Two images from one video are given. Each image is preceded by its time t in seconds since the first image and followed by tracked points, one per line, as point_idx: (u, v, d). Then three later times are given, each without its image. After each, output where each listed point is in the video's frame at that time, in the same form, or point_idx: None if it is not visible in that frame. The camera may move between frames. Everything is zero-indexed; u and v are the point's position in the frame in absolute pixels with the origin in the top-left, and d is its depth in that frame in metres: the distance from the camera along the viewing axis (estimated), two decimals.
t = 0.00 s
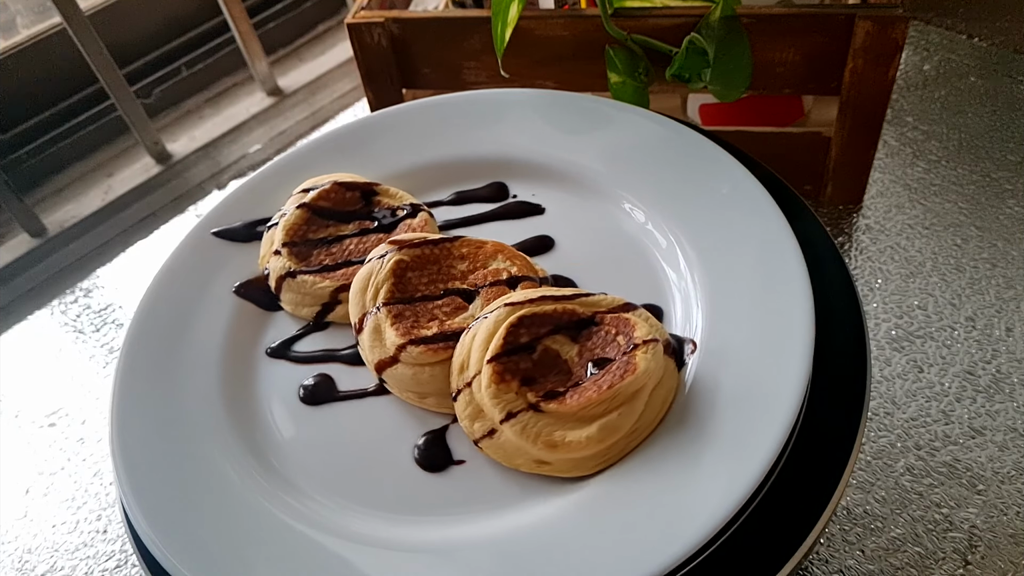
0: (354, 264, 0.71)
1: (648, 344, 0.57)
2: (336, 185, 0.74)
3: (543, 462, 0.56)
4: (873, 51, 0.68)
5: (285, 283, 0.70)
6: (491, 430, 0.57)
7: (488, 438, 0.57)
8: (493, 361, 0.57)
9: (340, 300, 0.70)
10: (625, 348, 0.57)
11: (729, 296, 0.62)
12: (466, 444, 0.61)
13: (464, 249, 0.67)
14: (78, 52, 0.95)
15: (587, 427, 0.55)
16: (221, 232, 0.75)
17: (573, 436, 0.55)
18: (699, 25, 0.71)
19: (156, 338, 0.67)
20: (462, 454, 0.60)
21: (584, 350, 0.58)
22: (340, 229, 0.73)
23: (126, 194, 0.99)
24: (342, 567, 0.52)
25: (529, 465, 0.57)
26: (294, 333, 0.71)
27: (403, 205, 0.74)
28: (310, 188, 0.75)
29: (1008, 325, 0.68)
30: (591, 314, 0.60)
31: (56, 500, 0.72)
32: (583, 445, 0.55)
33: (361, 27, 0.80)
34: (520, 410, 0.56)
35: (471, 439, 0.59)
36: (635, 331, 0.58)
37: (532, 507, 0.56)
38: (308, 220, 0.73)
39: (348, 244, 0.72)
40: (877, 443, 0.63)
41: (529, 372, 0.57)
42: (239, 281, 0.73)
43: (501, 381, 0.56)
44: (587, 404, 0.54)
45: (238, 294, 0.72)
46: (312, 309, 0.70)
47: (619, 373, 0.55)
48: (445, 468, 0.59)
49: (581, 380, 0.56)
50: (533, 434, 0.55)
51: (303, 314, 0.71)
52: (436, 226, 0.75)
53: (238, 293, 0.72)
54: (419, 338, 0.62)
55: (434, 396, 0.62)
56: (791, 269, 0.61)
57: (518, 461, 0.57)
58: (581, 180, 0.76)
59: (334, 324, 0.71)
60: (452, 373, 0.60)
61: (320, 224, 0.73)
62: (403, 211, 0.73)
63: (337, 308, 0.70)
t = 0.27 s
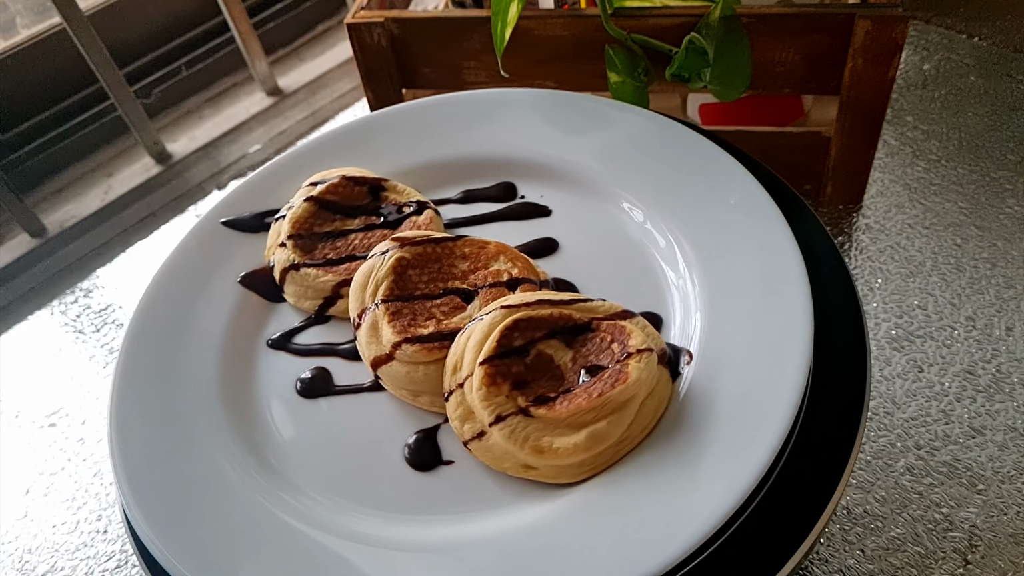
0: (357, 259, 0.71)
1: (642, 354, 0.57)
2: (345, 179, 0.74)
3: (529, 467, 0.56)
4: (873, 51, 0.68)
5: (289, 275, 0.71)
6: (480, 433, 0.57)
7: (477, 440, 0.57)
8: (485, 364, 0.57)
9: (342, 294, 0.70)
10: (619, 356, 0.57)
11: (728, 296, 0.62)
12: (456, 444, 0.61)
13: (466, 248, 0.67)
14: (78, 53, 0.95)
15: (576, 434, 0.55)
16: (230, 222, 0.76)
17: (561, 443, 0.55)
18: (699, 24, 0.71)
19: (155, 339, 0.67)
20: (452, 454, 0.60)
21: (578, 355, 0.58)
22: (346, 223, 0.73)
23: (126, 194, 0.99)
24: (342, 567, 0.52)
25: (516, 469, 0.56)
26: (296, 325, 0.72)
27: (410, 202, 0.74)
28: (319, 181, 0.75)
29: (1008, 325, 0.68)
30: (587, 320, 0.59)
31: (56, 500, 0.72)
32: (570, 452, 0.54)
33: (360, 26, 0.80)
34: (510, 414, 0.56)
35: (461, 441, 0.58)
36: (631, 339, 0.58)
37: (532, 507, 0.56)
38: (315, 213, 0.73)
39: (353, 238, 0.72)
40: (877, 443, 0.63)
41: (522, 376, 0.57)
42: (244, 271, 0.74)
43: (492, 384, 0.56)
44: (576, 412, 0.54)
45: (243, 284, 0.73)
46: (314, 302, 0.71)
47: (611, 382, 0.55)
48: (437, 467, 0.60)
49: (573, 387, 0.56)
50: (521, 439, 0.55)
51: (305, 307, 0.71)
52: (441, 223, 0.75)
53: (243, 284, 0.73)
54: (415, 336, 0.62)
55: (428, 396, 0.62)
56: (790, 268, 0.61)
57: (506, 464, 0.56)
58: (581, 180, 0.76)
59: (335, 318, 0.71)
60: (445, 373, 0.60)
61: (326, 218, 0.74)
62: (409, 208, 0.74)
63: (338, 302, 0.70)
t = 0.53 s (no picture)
0: (360, 254, 0.71)
1: (634, 362, 0.56)
2: (353, 174, 0.75)
3: (516, 470, 0.56)
4: (873, 51, 0.68)
5: (293, 268, 0.71)
6: (469, 434, 0.57)
7: (466, 441, 0.57)
8: (477, 366, 0.57)
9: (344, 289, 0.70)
10: (611, 364, 0.57)
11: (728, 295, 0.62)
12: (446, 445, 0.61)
13: (469, 248, 0.67)
14: (78, 53, 0.95)
15: (564, 440, 0.55)
16: (239, 212, 0.77)
17: (548, 448, 0.54)
18: (699, 24, 0.71)
19: (154, 339, 0.67)
20: (441, 455, 0.60)
21: (571, 362, 0.58)
22: (352, 218, 0.74)
23: (126, 194, 0.99)
24: (342, 567, 0.52)
25: (503, 472, 0.56)
26: (298, 317, 0.72)
27: (416, 198, 0.75)
28: (327, 175, 0.75)
29: (1008, 324, 0.68)
30: (582, 327, 0.59)
31: (56, 501, 0.72)
32: (556, 459, 0.54)
33: (360, 26, 0.80)
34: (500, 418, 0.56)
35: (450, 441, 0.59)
36: (625, 347, 0.58)
37: (532, 506, 0.56)
38: (322, 207, 0.74)
39: (359, 233, 0.73)
40: (877, 443, 0.63)
41: (514, 379, 0.57)
42: (250, 262, 0.74)
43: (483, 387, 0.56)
44: (564, 419, 0.54)
45: (247, 275, 0.73)
46: (316, 295, 0.71)
47: (601, 391, 0.55)
48: (426, 466, 0.60)
49: (563, 393, 0.56)
50: (508, 442, 0.55)
51: (307, 300, 0.72)
52: (447, 221, 0.75)
53: (248, 275, 0.74)
54: (411, 335, 0.62)
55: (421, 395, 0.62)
56: (789, 268, 0.61)
57: (493, 468, 0.57)
58: (580, 180, 0.76)
59: (336, 312, 0.72)
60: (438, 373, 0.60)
61: (333, 212, 0.74)
62: (416, 205, 0.74)
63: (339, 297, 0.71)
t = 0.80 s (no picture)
0: (365, 249, 0.72)
1: (626, 372, 0.56)
2: (362, 168, 0.76)
3: (502, 474, 0.56)
4: (873, 51, 0.68)
5: (298, 259, 0.72)
6: (458, 435, 0.57)
7: (455, 442, 0.57)
8: (469, 367, 0.57)
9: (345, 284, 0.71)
10: (603, 372, 0.57)
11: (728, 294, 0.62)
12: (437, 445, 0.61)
13: (472, 246, 0.67)
14: (78, 53, 0.95)
15: (550, 447, 0.54)
16: (249, 202, 0.77)
17: (534, 454, 0.54)
18: (699, 24, 0.71)
19: (153, 339, 0.67)
20: (431, 454, 0.60)
21: (564, 367, 0.58)
22: (359, 212, 0.75)
23: (126, 194, 0.99)
24: (342, 566, 0.52)
25: (489, 475, 0.56)
26: (300, 308, 0.73)
27: (423, 196, 0.75)
28: (336, 169, 0.76)
29: (1007, 324, 0.68)
30: (577, 332, 0.59)
31: (56, 500, 0.72)
32: (542, 464, 0.54)
33: (360, 26, 0.80)
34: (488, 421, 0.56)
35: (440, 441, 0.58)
36: (618, 355, 0.57)
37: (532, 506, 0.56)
38: (330, 200, 0.75)
39: (364, 227, 0.73)
40: (877, 442, 0.63)
41: (505, 382, 0.57)
42: (256, 252, 0.75)
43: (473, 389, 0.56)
44: (552, 425, 0.54)
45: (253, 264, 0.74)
46: (319, 288, 0.72)
47: (589, 400, 0.55)
48: (414, 465, 0.60)
49: (553, 400, 0.56)
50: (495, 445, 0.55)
51: (310, 292, 0.73)
52: (453, 219, 0.76)
53: (254, 265, 0.74)
54: (406, 333, 0.62)
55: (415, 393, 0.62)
56: (788, 268, 0.60)
57: (479, 469, 0.56)
58: (580, 180, 0.76)
59: (338, 305, 0.72)
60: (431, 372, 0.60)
61: (341, 205, 0.75)
62: (422, 201, 0.75)
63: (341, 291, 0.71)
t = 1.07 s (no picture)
0: (369, 244, 0.72)
1: (617, 379, 0.56)
2: (371, 163, 0.76)
3: (488, 476, 0.56)
4: (873, 50, 0.68)
5: (303, 253, 0.73)
6: (446, 436, 0.57)
7: (443, 442, 0.57)
8: (460, 368, 0.57)
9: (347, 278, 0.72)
10: (595, 379, 0.56)
11: (727, 293, 0.62)
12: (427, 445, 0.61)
13: (474, 246, 0.67)
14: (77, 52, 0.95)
15: (535, 452, 0.54)
16: (259, 192, 0.78)
17: (519, 458, 0.54)
18: (698, 23, 0.71)
19: (152, 340, 0.67)
20: (419, 452, 0.60)
21: (556, 372, 0.58)
22: (366, 207, 0.75)
23: (126, 194, 0.99)
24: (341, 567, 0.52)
25: (475, 476, 0.56)
26: (304, 301, 0.73)
27: (430, 193, 0.75)
28: (344, 162, 0.77)
29: (1007, 323, 0.68)
30: (572, 338, 0.59)
31: (56, 500, 0.71)
32: (526, 469, 0.54)
33: (359, 26, 0.80)
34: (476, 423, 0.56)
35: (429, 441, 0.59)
36: (611, 363, 0.57)
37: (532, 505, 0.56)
38: (337, 194, 0.75)
39: (370, 223, 0.74)
40: (877, 442, 0.63)
41: (496, 386, 0.57)
42: (262, 243, 0.76)
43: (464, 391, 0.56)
44: (540, 430, 0.54)
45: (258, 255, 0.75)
46: (322, 281, 0.72)
47: (578, 407, 0.55)
48: (403, 463, 0.60)
49: (543, 405, 0.56)
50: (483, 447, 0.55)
51: (312, 285, 0.73)
52: (459, 216, 0.76)
53: (259, 256, 0.75)
54: (402, 330, 0.63)
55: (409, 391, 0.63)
56: (787, 267, 0.60)
57: (466, 471, 0.56)
58: (580, 179, 0.76)
59: (340, 299, 0.72)
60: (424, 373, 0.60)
61: (347, 200, 0.75)
62: (428, 199, 0.75)
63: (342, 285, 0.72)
